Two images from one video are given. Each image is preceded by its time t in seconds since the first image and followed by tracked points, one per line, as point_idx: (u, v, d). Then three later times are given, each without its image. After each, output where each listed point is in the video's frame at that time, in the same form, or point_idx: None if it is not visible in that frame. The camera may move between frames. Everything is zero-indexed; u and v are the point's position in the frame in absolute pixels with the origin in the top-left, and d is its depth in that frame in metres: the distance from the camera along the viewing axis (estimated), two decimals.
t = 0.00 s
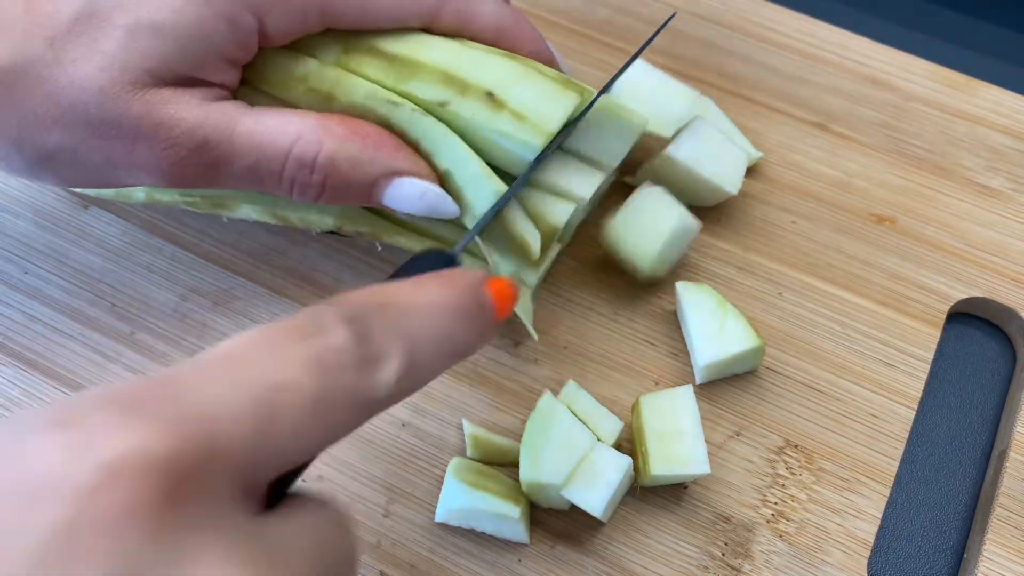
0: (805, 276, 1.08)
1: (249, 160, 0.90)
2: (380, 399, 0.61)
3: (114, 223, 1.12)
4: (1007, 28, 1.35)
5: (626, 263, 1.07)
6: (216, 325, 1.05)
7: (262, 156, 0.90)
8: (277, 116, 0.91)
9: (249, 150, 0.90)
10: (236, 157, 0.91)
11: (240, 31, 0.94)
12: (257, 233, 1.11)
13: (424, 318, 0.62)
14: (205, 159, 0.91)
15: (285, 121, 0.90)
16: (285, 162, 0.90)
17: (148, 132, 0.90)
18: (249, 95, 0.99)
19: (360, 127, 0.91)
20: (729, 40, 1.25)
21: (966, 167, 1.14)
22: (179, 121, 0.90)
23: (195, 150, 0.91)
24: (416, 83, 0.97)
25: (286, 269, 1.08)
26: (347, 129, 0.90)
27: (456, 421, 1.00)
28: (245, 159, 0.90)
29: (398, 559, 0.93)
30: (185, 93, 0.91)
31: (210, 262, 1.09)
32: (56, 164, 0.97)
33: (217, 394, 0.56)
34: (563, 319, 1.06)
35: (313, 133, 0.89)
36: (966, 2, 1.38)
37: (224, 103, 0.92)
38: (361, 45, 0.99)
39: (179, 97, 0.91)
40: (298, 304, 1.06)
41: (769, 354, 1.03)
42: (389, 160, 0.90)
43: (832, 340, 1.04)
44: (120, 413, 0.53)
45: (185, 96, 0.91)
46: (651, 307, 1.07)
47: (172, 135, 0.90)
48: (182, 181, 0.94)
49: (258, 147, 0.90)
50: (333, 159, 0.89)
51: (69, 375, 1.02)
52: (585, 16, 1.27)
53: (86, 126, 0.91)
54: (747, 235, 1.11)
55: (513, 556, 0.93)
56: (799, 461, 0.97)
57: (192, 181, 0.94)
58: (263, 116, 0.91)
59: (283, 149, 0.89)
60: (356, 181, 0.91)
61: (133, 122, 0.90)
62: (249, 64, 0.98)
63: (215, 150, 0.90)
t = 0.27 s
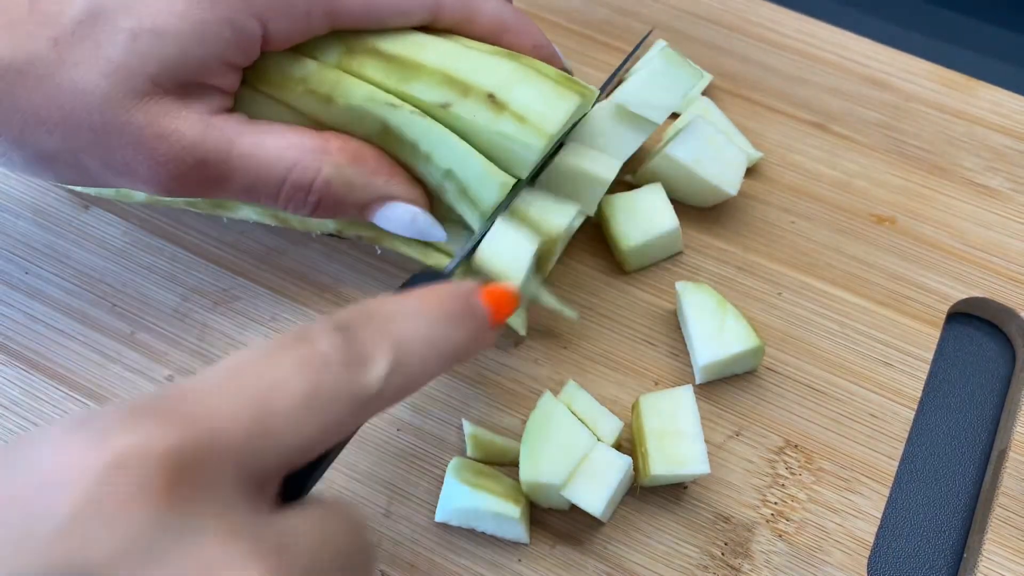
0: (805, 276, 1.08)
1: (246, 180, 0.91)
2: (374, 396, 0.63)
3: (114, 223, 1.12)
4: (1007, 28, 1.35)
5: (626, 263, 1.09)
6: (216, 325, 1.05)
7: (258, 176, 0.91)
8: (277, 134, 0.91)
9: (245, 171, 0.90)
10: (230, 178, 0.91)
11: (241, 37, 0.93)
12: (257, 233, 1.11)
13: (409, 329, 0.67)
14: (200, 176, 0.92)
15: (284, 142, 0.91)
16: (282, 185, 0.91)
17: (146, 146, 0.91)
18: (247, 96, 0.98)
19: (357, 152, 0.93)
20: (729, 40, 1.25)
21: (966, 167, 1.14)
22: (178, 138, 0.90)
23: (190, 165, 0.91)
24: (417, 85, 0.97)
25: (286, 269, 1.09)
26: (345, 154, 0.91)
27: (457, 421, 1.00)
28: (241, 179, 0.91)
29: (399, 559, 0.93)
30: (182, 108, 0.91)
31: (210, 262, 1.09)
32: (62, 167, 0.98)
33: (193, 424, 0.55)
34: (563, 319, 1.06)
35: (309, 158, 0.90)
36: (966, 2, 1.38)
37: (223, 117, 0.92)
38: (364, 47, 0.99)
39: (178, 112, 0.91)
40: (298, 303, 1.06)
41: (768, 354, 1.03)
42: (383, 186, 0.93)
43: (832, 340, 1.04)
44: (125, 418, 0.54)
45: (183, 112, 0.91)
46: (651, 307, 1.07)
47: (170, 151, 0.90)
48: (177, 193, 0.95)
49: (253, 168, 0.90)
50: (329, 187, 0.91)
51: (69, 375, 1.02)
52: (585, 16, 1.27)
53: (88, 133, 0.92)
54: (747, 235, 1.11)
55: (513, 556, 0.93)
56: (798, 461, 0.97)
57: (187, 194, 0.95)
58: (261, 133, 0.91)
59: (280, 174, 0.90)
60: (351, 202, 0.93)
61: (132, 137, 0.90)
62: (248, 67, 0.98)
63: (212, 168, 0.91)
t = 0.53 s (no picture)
0: (805, 276, 1.08)
1: (234, 207, 0.91)
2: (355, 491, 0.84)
3: (114, 223, 1.12)
4: (1007, 28, 1.35)
5: (626, 262, 1.09)
6: (217, 325, 1.05)
7: (246, 202, 0.91)
8: (271, 163, 0.92)
9: (233, 197, 0.91)
10: (217, 204, 0.91)
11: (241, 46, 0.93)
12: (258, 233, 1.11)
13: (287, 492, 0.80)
14: (187, 199, 0.91)
15: (276, 173, 0.91)
16: (268, 216, 0.91)
17: (135, 163, 0.90)
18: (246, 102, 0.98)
19: (346, 188, 0.94)
20: (728, 40, 1.25)
21: (966, 167, 1.15)
22: (169, 159, 0.90)
23: (177, 187, 0.90)
24: (418, 92, 0.96)
25: (287, 268, 1.09)
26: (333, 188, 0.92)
27: (456, 421, 1.00)
28: (226, 203, 0.91)
29: (399, 559, 0.93)
30: (175, 124, 0.91)
31: (210, 262, 1.09)
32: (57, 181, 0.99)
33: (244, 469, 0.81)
34: (563, 320, 1.07)
35: (297, 192, 0.91)
36: (965, 2, 1.38)
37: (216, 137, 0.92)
38: (364, 54, 0.99)
39: (171, 133, 0.90)
40: (299, 303, 1.07)
41: (768, 354, 1.04)
42: (367, 221, 0.93)
43: (832, 340, 1.04)
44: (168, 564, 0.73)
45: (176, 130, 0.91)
46: (651, 308, 1.07)
47: (158, 169, 0.90)
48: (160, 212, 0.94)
49: (241, 196, 0.90)
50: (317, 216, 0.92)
51: (70, 375, 1.02)
52: (585, 16, 1.27)
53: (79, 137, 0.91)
54: (746, 235, 1.11)
55: (513, 556, 0.93)
56: (798, 461, 0.97)
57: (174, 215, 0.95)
58: (254, 160, 0.91)
59: (268, 204, 0.90)
60: (336, 233, 0.93)
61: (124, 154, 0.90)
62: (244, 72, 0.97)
63: (199, 191, 0.90)
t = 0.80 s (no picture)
0: (805, 276, 1.08)
1: (232, 207, 0.91)
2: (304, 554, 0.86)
3: (114, 223, 1.12)
4: (1008, 28, 1.35)
5: (626, 262, 1.09)
6: (217, 325, 1.05)
7: (245, 204, 0.91)
8: (271, 164, 0.92)
9: (231, 196, 0.90)
10: (214, 203, 0.91)
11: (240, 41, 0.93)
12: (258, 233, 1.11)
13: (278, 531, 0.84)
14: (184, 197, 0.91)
15: (276, 175, 0.91)
16: (266, 218, 0.91)
17: (135, 161, 0.90)
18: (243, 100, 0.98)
19: (345, 194, 0.94)
20: (729, 40, 1.25)
21: (966, 167, 1.15)
22: (168, 155, 0.89)
23: (175, 184, 0.90)
24: (417, 93, 0.96)
25: (287, 268, 1.09)
26: (333, 194, 0.93)
27: (456, 421, 1.00)
28: (224, 204, 0.91)
29: (399, 559, 0.93)
30: (173, 122, 0.91)
31: (211, 262, 1.09)
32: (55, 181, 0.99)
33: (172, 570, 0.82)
34: (564, 319, 1.07)
35: (296, 194, 0.91)
36: (965, 2, 1.38)
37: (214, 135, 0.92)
38: (363, 54, 0.99)
39: (170, 131, 0.90)
40: (299, 303, 1.07)
41: (768, 354, 1.04)
42: (367, 225, 0.94)
43: (832, 340, 1.04)
44: None
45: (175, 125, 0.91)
46: (651, 308, 1.07)
47: (157, 167, 0.90)
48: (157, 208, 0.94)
49: (239, 196, 0.90)
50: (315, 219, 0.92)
51: (70, 375, 1.02)
52: (585, 17, 1.27)
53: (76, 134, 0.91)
54: (746, 235, 1.11)
55: (512, 556, 0.93)
56: (798, 461, 0.97)
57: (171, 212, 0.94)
58: (254, 161, 0.91)
59: (268, 206, 0.90)
60: (334, 237, 0.93)
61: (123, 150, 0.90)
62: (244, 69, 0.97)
63: (197, 189, 0.90)
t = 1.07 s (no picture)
0: (805, 276, 1.08)
1: (220, 185, 0.91)
2: None
3: (114, 222, 1.12)
4: (1008, 28, 1.35)
5: (625, 261, 1.09)
6: (217, 325, 1.05)
7: (233, 182, 0.90)
8: (263, 145, 0.92)
9: (220, 173, 0.90)
10: (201, 180, 0.91)
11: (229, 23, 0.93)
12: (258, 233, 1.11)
13: None
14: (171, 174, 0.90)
15: (268, 153, 0.91)
16: (255, 198, 0.91)
17: (127, 134, 0.91)
18: (238, 88, 0.99)
19: (337, 172, 0.94)
20: (729, 40, 1.25)
21: (966, 167, 1.15)
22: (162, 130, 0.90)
23: (166, 159, 0.90)
24: (414, 83, 0.96)
25: (287, 268, 1.09)
26: (327, 172, 0.93)
27: (456, 421, 1.00)
28: (211, 182, 0.90)
29: (399, 559, 0.93)
30: (167, 100, 0.92)
31: (211, 262, 1.09)
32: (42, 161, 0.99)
33: None
34: (563, 319, 1.07)
35: (287, 174, 0.91)
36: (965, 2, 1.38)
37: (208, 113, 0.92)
38: (360, 44, 0.99)
39: (165, 108, 0.91)
40: (299, 303, 1.07)
41: (768, 354, 1.04)
42: (360, 212, 0.93)
43: (832, 340, 1.04)
44: None
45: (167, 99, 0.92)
46: (651, 307, 1.07)
47: (150, 142, 0.90)
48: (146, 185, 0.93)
49: (230, 173, 0.90)
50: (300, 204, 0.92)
51: (69, 374, 1.02)
52: (586, 17, 1.27)
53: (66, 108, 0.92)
54: (747, 235, 1.11)
55: (513, 556, 0.93)
56: (798, 461, 0.97)
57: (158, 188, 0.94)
58: (246, 141, 0.92)
59: (259, 183, 0.90)
60: (325, 221, 0.93)
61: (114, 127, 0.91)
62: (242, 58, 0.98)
63: (188, 165, 0.90)
